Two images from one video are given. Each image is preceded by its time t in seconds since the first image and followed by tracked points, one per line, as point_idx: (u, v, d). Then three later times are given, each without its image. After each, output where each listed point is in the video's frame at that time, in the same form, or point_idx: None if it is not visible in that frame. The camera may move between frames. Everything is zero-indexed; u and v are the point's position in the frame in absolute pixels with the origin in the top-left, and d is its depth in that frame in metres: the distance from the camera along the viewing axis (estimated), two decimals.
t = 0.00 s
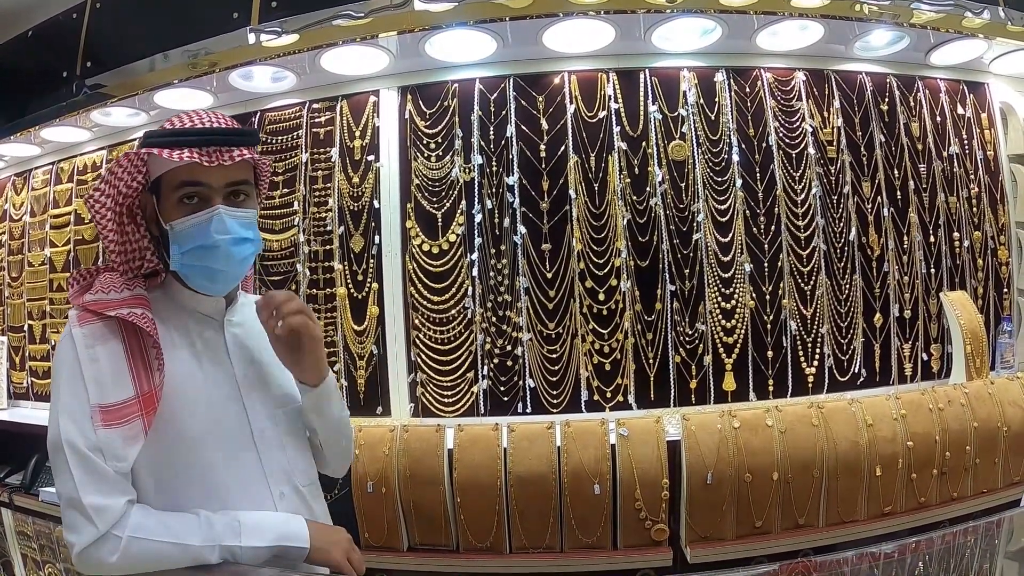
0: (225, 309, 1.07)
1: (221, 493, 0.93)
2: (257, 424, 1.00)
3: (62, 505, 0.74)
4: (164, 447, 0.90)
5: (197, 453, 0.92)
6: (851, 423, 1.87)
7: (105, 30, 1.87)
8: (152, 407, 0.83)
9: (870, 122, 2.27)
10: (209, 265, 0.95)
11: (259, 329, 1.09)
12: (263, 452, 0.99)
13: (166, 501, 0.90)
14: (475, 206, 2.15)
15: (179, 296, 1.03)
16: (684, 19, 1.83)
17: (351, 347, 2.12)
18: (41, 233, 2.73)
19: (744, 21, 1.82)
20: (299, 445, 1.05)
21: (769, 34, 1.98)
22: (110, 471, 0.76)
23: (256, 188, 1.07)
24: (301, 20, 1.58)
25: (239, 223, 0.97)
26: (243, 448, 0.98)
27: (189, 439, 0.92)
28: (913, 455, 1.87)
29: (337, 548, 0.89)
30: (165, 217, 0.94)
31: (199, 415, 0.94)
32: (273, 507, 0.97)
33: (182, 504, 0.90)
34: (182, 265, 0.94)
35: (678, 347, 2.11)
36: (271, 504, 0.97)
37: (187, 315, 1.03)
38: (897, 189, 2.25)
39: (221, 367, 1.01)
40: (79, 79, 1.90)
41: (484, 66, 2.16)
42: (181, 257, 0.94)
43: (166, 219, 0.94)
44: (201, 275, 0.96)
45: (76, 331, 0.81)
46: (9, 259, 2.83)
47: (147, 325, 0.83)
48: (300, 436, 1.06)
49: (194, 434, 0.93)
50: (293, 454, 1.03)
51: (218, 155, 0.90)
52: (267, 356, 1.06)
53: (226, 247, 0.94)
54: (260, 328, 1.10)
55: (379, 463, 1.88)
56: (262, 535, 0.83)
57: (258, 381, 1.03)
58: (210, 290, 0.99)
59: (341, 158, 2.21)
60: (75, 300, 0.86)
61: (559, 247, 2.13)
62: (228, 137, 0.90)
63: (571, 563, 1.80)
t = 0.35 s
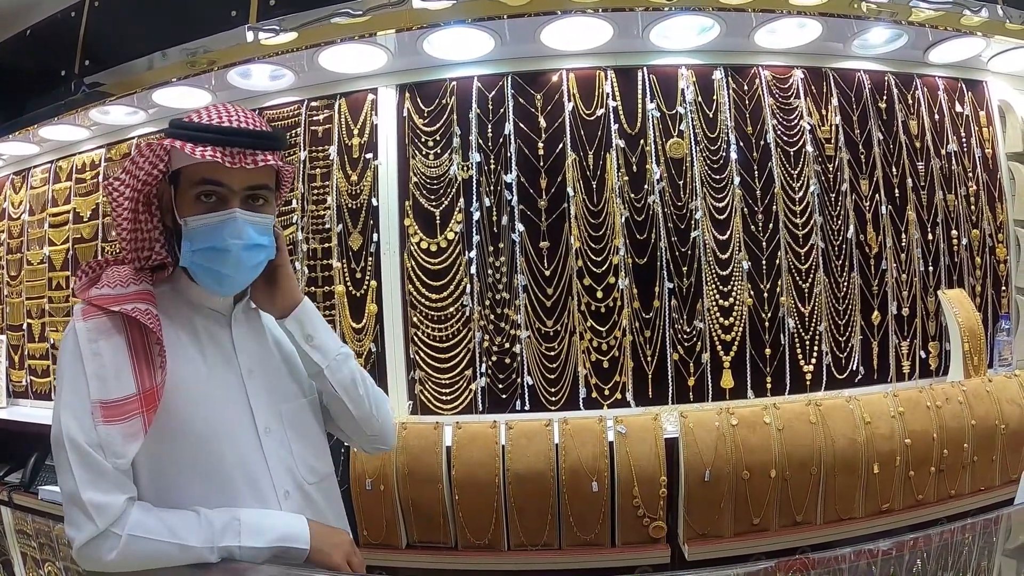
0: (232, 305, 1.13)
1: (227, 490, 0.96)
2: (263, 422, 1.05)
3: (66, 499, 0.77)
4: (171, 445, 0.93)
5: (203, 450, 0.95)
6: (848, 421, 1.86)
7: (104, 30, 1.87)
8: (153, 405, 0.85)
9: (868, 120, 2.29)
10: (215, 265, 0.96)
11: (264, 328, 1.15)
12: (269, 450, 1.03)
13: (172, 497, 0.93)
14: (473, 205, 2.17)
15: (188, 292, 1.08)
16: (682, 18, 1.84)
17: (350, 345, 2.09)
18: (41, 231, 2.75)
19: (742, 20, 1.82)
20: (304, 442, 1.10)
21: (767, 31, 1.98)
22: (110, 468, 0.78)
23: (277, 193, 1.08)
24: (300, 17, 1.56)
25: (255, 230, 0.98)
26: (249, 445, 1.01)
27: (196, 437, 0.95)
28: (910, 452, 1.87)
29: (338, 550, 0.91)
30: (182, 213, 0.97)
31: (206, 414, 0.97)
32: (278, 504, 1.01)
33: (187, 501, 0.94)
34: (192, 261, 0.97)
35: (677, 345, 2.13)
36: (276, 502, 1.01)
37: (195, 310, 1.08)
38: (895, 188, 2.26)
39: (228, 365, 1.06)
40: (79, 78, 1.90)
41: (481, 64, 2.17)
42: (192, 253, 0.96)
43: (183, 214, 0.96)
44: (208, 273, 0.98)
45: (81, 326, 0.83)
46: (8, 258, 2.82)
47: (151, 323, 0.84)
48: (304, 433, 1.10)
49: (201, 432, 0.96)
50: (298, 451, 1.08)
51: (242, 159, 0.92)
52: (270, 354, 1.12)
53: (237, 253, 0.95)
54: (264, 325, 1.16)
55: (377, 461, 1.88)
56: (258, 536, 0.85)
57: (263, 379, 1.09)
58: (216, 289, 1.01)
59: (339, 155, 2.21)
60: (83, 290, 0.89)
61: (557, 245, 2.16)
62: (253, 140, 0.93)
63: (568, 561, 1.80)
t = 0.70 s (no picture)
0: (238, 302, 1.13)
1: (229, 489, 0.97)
2: (266, 418, 1.04)
3: (70, 492, 0.78)
4: (174, 443, 0.94)
5: (206, 450, 0.96)
6: (847, 418, 1.86)
7: (102, 28, 1.87)
8: (157, 401, 0.85)
9: (866, 117, 2.30)
10: (220, 258, 0.96)
11: (270, 325, 1.15)
12: (272, 447, 1.03)
13: (174, 494, 0.94)
14: (471, 202, 2.17)
15: (194, 288, 1.08)
16: (679, 15, 1.84)
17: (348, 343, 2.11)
18: (39, 230, 2.76)
19: (739, 18, 1.82)
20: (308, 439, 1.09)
21: (765, 29, 1.97)
22: (113, 463, 0.79)
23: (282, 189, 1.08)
24: (297, 16, 1.55)
25: (259, 224, 0.97)
26: (252, 444, 1.01)
27: (199, 437, 0.96)
28: (908, 450, 1.87)
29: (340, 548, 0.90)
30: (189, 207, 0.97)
31: (211, 413, 0.98)
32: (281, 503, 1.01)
33: (189, 497, 0.94)
34: (201, 256, 0.97)
35: (674, 342, 2.14)
36: (278, 500, 1.01)
37: (201, 307, 1.08)
38: (894, 185, 2.27)
39: (232, 362, 1.06)
40: (77, 77, 1.90)
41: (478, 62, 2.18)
42: (200, 249, 0.96)
43: (190, 209, 0.96)
44: (214, 265, 0.97)
45: (87, 320, 0.83)
46: (7, 257, 2.83)
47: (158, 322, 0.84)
48: (307, 427, 1.10)
49: (206, 431, 0.96)
50: (301, 448, 1.07)
51: (245, 152, 0.92)
52: (275, 351, 1.12)
53: (242, 246, 0.95)
54: (271, 321, 1.15)
55: (375, 459, 1.88)
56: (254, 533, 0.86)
57: (268, 377, 1.09)
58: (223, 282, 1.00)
59: (337, 154, 2.22)
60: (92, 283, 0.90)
61: (555, 242, 2.16)
62: (261, 134, 0.93)
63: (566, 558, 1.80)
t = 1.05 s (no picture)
0: (237, 298, 1.05)
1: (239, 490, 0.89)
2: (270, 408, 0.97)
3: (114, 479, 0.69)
4: (178, 433, 0.86)
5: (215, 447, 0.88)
6: (846, 415, 1.87)
7: (99, 26, 1.85)
8: (177, 381, 0.77)
9: (865, 115, 2.29)
10: (255, 260, 0.92)
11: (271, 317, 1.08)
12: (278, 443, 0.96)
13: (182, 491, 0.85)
14: (470, 200, 2.17)
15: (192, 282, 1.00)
16: (678, 13, 1.84)
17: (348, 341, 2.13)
18: (38, 229, 2.74)
19: (739, 16, 1.82)
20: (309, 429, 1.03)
21: (764, 27, 1.98)
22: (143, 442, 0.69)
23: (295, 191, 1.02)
24: (295, 14, 1.53)
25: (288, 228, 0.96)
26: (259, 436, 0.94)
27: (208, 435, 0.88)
28: (907, 447, 1.88)
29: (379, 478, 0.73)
30: (216, 205, 0.89)
31: (219, 408, 0.91)
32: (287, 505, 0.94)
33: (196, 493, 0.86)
34: (225, 253, 0.91)
35: (674, 340, 2.14)
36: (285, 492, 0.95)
37: (201, 301, 1.00)
38: (892, 182, 2.27)
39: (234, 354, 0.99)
40: (75, 76, 1.88)
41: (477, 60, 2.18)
42: (229, 245, 0.90)
43: (218, 207, 0.89)
44: (245, 265, 0.93)
45: (97, 311, 0.75)
46: (7, 257, 2.83)
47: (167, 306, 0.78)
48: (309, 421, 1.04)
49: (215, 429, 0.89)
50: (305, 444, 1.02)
51: (285, 163, 0.89)
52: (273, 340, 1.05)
53: (275, 248, 0.93)
54: (273, 315, 1.09)
55: (375, 457, 1.89)
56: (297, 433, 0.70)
57: (271, 368, 1.02)
58: (245, 281, 0.96)
59: (336, 152, 2.23)
60: (95, 285, 0.82)
61: (555, 240, 2.16)
62: (277, 141, 0.87)
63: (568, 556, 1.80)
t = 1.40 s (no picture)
0: (235, 297, 1.03)
1: (247, 478, 0.87)
2: (273, 405, 0.96)
3: (109, 496, 0.68)
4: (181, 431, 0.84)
5: (221, 437, 0.87)
6: (846, 413, 1.87)
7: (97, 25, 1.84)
8: (177, 395, 0.76)
9: (864, 112, 2.28)
10: (279, 257, 0.95)
11: (267, 317, 1.07)
12: (283, 433, 0.95)
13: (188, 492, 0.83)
14: (469, 198, 2.17)
15: (188, 280, 0.98)
16: (678, 10, 1.84)
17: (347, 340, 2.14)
18: (36, 229, 2.73)
19: (739, 12, 1.82)
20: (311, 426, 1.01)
21: (764, 24, 1.98)
22: (143, 461, 0.68)
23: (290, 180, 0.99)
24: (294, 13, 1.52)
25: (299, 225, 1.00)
26: (263, 434, 0.92)
27: (214, 423, 0.87)
28: (908, 444, 1.87)
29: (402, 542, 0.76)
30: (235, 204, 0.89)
31: (223, 398, 0.89)
32: (297, 492, 0.92)
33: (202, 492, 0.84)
34: (247, 252, 0.92)
35: (674, 337, 2.14)
36: (293, 487, 0.92)
37: (199, 300, 0.98)
38: (892, 179, 2.27)
39: (235, 351, 0.97)
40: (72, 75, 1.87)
41: (477, 58, 2.18)
42: (256, 242, 0.92)
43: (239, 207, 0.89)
44: (265, 263, 0.94)
45: (96, 321, 0.74)
46: (6, 257, 2.82)
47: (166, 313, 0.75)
48: (309, 414, 1.03)
49: (220, 418, 0.88)
50: (310, 435, 1.00)
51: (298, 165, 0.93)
52: (270, 340, 1.04)
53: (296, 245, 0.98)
54: (268, 318, 1.07)
55: (375, 456, 1.89)
56: (320, 528, 0.74)
57: (272, 366, 1.00)
58: (256, 279, 0.97)
59: (335, 150, 2.22)
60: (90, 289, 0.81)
61: (554, 238, 2.16)
62: (279, 139, 0.87)
63: (569, 554, 1.79)
